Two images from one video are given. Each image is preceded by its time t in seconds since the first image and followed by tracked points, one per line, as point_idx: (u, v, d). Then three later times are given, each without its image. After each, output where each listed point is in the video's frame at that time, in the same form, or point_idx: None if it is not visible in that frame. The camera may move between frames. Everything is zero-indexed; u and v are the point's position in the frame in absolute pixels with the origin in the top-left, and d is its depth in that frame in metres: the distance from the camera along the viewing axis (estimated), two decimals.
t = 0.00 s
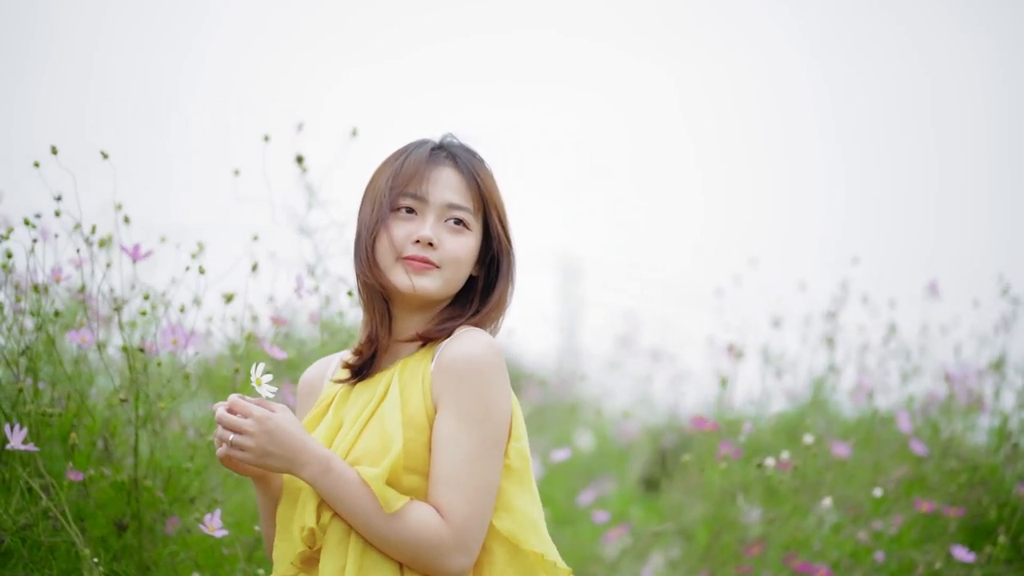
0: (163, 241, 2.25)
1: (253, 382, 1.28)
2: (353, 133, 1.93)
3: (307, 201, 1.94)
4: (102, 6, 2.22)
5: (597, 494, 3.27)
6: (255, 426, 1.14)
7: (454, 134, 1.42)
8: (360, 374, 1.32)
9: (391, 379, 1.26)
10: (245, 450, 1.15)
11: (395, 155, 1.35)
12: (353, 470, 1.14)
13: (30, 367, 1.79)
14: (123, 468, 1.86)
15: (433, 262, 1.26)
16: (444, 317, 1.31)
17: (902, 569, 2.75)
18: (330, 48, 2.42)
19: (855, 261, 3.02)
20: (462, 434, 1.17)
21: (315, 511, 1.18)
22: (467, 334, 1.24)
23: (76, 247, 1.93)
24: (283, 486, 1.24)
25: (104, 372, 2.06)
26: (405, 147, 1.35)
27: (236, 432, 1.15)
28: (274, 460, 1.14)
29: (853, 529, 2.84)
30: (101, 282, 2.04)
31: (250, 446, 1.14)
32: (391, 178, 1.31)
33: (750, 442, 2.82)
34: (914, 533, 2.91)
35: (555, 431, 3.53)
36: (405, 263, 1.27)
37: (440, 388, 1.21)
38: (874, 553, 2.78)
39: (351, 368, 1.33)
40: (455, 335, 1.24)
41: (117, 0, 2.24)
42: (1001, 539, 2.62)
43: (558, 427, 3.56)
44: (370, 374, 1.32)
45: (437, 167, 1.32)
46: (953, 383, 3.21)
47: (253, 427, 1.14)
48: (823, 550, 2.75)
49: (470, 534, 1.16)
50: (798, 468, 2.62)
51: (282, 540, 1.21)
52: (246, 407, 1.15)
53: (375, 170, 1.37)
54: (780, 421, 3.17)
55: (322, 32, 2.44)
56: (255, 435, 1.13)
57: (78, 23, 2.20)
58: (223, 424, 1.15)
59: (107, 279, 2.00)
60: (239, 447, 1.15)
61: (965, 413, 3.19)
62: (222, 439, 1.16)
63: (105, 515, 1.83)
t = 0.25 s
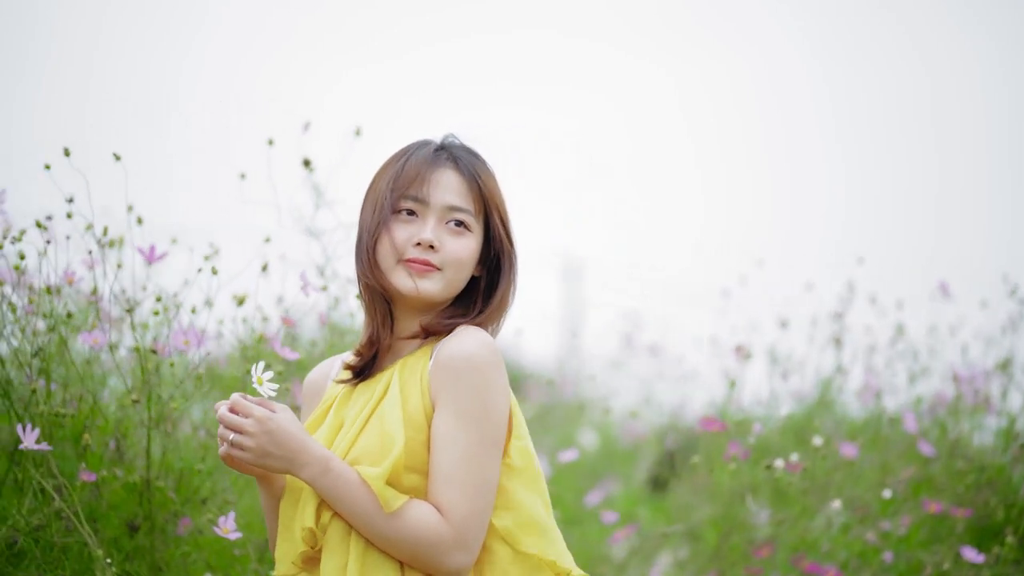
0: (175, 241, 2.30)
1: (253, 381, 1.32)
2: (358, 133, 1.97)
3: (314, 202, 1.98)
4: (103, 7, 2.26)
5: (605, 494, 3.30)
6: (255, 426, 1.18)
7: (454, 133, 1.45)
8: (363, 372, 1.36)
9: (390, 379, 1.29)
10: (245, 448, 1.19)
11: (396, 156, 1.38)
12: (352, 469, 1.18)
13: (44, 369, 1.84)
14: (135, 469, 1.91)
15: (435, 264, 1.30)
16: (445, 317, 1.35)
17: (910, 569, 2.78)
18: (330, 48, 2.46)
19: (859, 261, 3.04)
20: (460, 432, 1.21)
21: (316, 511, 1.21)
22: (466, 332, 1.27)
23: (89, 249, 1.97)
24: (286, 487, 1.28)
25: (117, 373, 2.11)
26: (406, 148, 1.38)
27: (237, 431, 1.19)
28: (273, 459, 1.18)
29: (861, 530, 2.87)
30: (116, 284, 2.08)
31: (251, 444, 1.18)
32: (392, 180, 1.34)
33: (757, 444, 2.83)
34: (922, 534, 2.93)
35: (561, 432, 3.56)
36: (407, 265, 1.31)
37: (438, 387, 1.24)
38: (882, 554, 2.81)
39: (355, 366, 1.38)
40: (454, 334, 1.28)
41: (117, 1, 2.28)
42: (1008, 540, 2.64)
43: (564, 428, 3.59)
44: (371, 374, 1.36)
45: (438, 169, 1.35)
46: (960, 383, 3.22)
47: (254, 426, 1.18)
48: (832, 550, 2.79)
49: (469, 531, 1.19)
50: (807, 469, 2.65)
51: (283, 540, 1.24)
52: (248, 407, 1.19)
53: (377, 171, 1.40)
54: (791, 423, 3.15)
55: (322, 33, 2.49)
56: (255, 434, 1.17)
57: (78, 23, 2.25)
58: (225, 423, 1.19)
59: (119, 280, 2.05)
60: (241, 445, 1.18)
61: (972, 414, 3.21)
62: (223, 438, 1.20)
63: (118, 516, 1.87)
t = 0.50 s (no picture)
0: (186, 243, 2.34)
1: (250, 379, 1.34)
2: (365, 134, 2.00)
3: (324, 202, 2.01)
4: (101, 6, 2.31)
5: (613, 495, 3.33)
6: (254, 427, 1.20)
7: (457, 133, 1.48)
8: (365, 371, 1.39)
9: (390, 380, 1.32)
10: (243, 450, 1.22)
11: (399, 158, 1.40)
12: (351, 470, 1.20)
13: (56, 369, 1.87)
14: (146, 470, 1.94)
15: (436, 265, 1.33)
16: (448, 318, 1.38)
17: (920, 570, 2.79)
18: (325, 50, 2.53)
19: (866, 262, 3.07)
20: (458, 432, 1.23)
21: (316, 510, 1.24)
22: (466, 332, 1.30)
23: (100, 250, 2.01)
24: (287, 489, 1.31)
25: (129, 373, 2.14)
26: (409, 149, 1.41)
27: (235, 433, 1.22)
28: (271, 460, 1.20)
29: (870, 530, 2.89)
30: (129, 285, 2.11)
31: (250, 445, 1.20)
32: (395, 180, 1.37)
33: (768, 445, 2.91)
34: (930, 534, 2.94)
35: (566, 434, 3.58)
36: (409, 266, 1.34)
37: (437, 388, 1.27)
38: (891, 554, 2.83)
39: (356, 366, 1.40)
40: (455, 334, 1.31)
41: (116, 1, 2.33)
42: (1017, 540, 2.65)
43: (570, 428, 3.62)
44: (373, 374, 1.38)
45: (440, 170, 1.38)
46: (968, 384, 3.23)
47: (253, 427, 1.20)
48: (842, 550, 2.82)
49: (468, 530, 1.22)
50: (816, 470, 2.67)
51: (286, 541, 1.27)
52: (246, 408, 1.22)
53: (379, 172, 1.42)
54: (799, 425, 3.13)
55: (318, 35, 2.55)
56: (254, 436, 1.20)
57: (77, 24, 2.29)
58: (224, 424, 1.22)
59: (131, 281, 2.09)
60: (240, 447, 1.21)
61: (980, 415, 3.22)
62: (222, 439, 1.22)
63: (129, 516, 1.91)
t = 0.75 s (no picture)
0: (196, 244, 2.38)
1: (249, 380, 1.37)
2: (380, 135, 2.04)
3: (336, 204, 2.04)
4: (103, 7, 2.36)
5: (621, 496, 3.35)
6: (255, 430, 1.24)
7: (460, 134, 1.51)
8: (369, 371, 1.42)
9: (392, 382, 1.35)
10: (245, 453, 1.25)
11: (402, 159, 1.44)
12: (352, 473, 1.24)
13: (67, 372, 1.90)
14: (157, 472, 1.98)
15: (438, 264, 1.36)
16: (451, 317, 1.41)
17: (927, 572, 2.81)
18: (323, 54, 2.61)
19: (870, 262, 3.10)
20: (459, 434, 1.26)
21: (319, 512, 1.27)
22: (467, 333, 1.33)
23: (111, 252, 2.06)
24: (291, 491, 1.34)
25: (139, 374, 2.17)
26: (412, 150, 1.44)
27: (237, 436, 1.25)
28: (272, 463, 1.24)
29: (877, 532, 2.90)
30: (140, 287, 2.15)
31: (251, 448, 1.23)
32: (398, 181, 1.40)
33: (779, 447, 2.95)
34: (938, 535, 2.96)
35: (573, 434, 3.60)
36: (411, 266, 1.37)
37: (439, 390, 1.30)
38: (899, 555, 2.84)
39: (359, 368, 1.44)
40: (457, 334, 1.34)
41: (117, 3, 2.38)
42: None
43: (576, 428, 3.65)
44: (375, 375, 1.41)
45: (442, 171, 1.41)
46: (975, 386, 3.24)
47: (254, 430, 1.24)
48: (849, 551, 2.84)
49: (468, 531, 1.25)
50: (825, 471, 2.69)
51: (291, 543, 1.30)
52: (247, 412, 1.25)
53: (383, 173, 1.46)
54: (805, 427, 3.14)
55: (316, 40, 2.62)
56: (254, 439, 1.23)
57: (77, 24, 2.33)
58: (226, 428, 1.25)
59: (142, 282, 2.12)
60: (241, 450, 1.24)
61: (987, 416, 3.24)
62: (224, 443, 1.26)
63: (140, 517, 1.93)
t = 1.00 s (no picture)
0: (204, 245, 2.41)
1: (253, 385, 1.41)
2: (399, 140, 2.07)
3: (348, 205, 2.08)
4: (103, 8, 2.39)
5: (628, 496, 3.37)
6: (259, 435, 1.27)
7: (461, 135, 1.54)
8: (374, 373, 1.45)
9: (397, 384, 1.38)
10: (249, 458, 1.28)
11: (403, 161, 1.46)
12: (357, 476, 1.27)
13: (78, 373, 1.93)
14: (168, 473, 2.02)
15: (440, 265, 1.39)
16: (455, 318, 1.44)
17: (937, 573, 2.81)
18: (324, 53, 2.65)
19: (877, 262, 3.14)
20: (464, 435, 1.29)
21: (325, 516, 1.30)
22: (471, 335, 1.36)
23: (122, 253, 2.09)
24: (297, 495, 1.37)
25: (149, 374, 2.21)
26: (413, 152, 1.47)
27: (241, 442, 1.28)
28: (276, 467, 1.27)
29: (886, 532, 2.91)
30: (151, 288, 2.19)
31: (255, 452, 1.26)
32: (400, 183, 1.43)
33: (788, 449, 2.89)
34: (947, 536, 2.97)
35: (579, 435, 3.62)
36: (414, 267, 1.40)
37: (443, 392, 1.33)
38: (908, 556, 2.85)
39: (364, 370, 1.47)
40: (461, 336, 1.36)
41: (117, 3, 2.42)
42: None
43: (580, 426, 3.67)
44: (379, 377, 1.44)
45: (444, 172, 1.44)
46: (982, 385, 3.27)
47: (257, 435, 1.26)
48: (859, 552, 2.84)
49: (473, 534, 1.27)
50: (835, 471, 2.70)
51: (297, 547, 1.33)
52: (251, 417, 1.28)
53: (385, 175, 1.49)
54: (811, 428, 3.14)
55: (315, 41, 2.66)
56: (258, 443, 1.26)
57: (78, 24, 2.37)
58: (230, 433, 1.28)
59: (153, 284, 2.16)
60: (246, 454, 1.27)
61: (994, 416, 3.26)
62: (229, 448, 1.29)
63: (150, 518, 1.98)
